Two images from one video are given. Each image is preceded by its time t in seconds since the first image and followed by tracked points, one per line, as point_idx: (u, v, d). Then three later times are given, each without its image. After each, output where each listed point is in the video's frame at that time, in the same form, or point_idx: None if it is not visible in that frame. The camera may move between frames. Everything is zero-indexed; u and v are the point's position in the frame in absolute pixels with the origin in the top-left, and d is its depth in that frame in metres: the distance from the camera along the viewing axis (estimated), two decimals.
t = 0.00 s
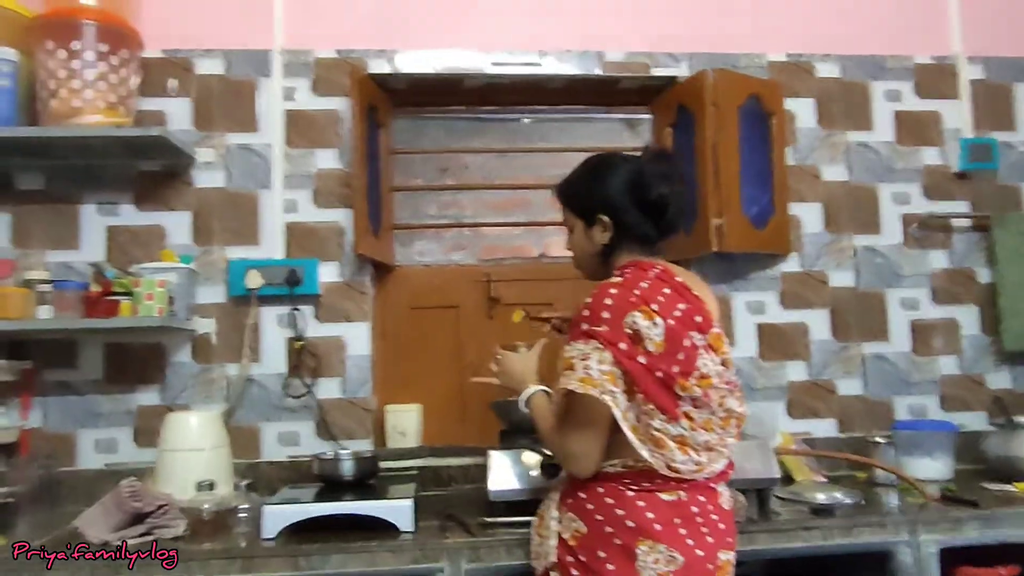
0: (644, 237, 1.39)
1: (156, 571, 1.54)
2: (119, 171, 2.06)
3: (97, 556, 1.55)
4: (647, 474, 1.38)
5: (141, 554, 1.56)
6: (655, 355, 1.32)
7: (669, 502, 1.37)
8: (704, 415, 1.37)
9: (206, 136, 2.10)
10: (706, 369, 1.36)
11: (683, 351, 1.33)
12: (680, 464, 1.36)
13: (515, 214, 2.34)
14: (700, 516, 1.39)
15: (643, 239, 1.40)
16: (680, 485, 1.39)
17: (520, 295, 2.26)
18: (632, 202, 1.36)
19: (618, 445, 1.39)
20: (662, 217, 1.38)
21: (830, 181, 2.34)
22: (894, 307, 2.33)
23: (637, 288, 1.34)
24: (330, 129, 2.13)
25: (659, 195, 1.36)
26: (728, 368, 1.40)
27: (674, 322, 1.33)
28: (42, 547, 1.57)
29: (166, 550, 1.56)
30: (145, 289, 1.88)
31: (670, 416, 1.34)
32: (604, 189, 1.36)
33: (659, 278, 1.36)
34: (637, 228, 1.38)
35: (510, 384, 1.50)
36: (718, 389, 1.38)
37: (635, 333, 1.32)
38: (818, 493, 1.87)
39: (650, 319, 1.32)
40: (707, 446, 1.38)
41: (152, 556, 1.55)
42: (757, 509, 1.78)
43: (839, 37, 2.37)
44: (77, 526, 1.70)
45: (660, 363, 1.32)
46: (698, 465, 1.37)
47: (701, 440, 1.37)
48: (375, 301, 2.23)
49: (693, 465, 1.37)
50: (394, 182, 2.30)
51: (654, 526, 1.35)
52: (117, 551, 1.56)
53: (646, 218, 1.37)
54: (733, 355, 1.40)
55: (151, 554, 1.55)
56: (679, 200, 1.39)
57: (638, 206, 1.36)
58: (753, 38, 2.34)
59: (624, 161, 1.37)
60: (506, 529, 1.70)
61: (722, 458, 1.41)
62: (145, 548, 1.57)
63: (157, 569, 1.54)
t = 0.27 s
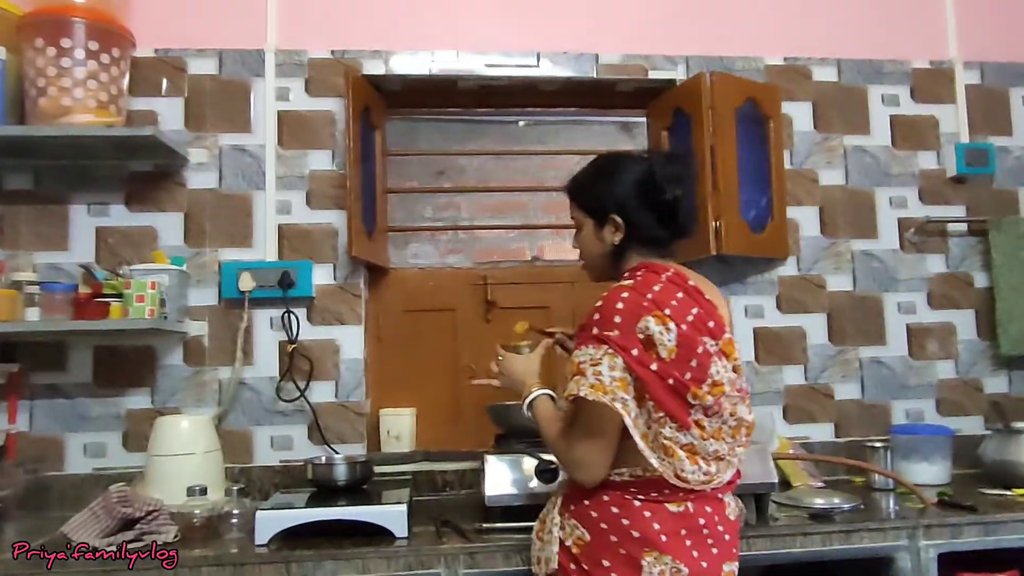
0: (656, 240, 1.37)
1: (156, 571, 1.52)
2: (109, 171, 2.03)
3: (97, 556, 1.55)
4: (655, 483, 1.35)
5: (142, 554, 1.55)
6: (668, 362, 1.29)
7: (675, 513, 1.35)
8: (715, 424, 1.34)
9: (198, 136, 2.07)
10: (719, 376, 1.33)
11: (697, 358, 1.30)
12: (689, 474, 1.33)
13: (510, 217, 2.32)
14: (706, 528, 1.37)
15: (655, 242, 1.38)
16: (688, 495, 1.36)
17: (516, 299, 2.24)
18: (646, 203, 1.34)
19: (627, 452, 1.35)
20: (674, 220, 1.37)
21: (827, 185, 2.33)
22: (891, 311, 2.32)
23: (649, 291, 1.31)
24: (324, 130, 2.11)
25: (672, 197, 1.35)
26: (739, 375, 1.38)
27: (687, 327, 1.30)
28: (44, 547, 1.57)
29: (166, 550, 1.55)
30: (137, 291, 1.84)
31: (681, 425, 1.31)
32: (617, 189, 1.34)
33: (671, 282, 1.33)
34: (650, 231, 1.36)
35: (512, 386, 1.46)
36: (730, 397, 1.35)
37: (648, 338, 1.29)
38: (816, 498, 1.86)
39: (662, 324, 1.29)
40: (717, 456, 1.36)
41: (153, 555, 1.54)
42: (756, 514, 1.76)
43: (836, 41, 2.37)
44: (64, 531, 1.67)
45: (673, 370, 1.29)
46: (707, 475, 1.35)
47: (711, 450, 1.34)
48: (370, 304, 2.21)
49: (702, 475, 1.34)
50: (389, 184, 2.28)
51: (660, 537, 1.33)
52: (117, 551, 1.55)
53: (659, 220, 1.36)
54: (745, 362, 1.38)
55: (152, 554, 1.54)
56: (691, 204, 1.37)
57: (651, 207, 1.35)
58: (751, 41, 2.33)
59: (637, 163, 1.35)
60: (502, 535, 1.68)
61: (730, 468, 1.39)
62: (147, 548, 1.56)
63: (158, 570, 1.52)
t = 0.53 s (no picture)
0: (681, 239, 1.37)
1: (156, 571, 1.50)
2: (108, 169, 2.02)
3: (97, 556, 1.53)
4: (683, 484, 1.33)
5: (141, 555, 1.53)
6: (695, 355, 1.29)
7: (704, 519, 1.33)
8: (743, 419, 1.34)
9: (198, 135, 2.06)
10: (746, 371, 1.33)
11: (723, 351, 1.30)
12: (717, 470, 1.32)
13: (510, 218, 2.32)
14: (736, 534, 1.34)
15: (680, 242, 1.37)
16: (716, 496, 1.34)
17: (516, 300, 2.23)
18: (673, 203, 1.33)
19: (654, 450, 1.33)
20: (700, 219, 1.36)
21: (827, 187, 2.33)
22: (891, 313, 2.32)
23: (674, 284, 1.31)
24: (325, 129, 2.10)
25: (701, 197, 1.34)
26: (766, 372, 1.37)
27: (713, 320, 1.30)
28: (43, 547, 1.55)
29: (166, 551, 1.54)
30: (136, 290, 1.83)
31: (709, 420, 1.30)
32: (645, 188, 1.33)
33: (695, 275, 1.33)
34: (676, 231, 1.35)
35: (527, 386, 1.42)
36: (757, 393, 1.35)
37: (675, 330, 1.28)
38: (818, 500, 1.85)
39: (688, 316, 1.29)
40: (745, 453, 1.35)
41: (153, 556, 1.53)
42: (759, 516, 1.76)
43: (837, 44, 2.38)
44: (61, 532, 1.65)
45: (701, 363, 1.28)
46: (736, 472, 1.34)
47: (739, 446, 1.34)
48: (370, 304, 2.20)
49: (731, 472, 1.33)
50: (389, 184, 2.27)
51: (689, 545, 1.31)
52: (117, 552, 1.54)
53: (686, 220, 1.35)
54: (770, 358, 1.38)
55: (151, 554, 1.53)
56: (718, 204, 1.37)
57: (679, 207, 1.34)
58: (752, 44, 2.33)
59: (666, 162, 1.34)
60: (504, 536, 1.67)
61: (758, 465, 1.38)
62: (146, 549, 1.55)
63: (157, 570, 1.50)
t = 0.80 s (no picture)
0: (695, 237, 1.35)
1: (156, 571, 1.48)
2: (92, 166, 1.98)
3: (97, 555, 1.53)
4: (696, 493, 1.31)
5: (141, 555, 1.53)
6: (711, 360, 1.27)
7: (719, 528, 1.31)
8: (757, 426, 1.32)
9: (184, 132, 2.03)
10: (760, 377, 1.32)
11: (739, 356, 1.29)
12: (732, 478, 1.30)
13: (499, 219, 2.30)
14: (750, 541, 1.33)
15: (693, 239, 1.35)
16: (728, 504, 1.33)
17: (506, 300, 2.21)
18: (691, 200, 1.31)
19: (667, 459, 1.31)
20: (711, 216, 1.34)
21: (818, 188, 2.32)
22: (882, 315, 2.32)
23: (688, 287, 1.28)
24: (313, 127, 2.07)
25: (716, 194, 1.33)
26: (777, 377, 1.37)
27: (728, 325, 1.29)
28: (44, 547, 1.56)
29: (166, 552, 1.53)
30: (119, 289, 1.80)
31: (725, 426, 1.28)
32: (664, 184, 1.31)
33: (708, 277, 1.32)
34: (692, 229, 1.33)
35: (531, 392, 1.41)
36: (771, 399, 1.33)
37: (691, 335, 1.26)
38: (810, 502, 1.84)
39: (704, 320, 1.27)
40: (758, 459, 1.34)
41: (153, 556, 1.52)
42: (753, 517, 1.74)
43: (828, 45, 2.37)
44: (42, 537, 1.61)
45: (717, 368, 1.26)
46: (750, 479, 1.32)
47: (753, 453, 1.32)
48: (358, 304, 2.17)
49: (745, 479, 1.31)
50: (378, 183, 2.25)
51: (705, 556, 1.29)
52: (118, 551, 1.54)
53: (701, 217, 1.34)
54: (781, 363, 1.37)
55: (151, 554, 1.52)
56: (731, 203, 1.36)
57: (696, 203, 1.32)
58: (744, 44, 2.32)
59: (685, 158, 1.32)
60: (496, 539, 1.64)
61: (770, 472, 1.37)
62: (146, 549, 1.54)
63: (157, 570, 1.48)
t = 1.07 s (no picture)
0: (694, 227, 1.32)
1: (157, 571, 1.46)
2: (60, 161, 1.93)
3: (97, 556, 1.50)
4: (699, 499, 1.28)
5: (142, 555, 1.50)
6: (722, 362, 1.25)
7: (717, 531, 1.28)
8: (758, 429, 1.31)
9: (156, 127, 1.98)
10: (761, 379, 1.31)
11: (746, 358, 1.27)
12: (734, 482, 1.28)
13: (479, 216, 2.27)
14: (744, 542, 1.31)
15: (693, 230, 1.32)
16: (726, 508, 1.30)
17: (486, 298, 2.19)
18: (691, 187, 1.29)
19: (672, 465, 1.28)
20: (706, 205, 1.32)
21: (798, 185, 2.32)
22: (861, 311, 2.32)
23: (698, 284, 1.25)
24: (288, 122, 2.03)
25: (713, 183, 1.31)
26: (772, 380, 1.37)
27: (736, 325, 1.27)
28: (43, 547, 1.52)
29: (167, 552, 1.51)
30: (89, 286, 1.76)
31: (734, 430, 1.27)
32: (664, 170, 1.28)
33: (714, 274, 1.29)
34: (693, 218, 1.30)
35: (514, 391, 1.31)
36: (771, 401, 1.32)
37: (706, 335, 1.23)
38: (791, 499, 1.83)
39: (717, 320, 1.24)
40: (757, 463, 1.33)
41: (153, 557, 1.49)
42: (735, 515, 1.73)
43: (807, 41, 2.37)
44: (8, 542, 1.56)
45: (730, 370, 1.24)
46: (750, 483, 1.30)
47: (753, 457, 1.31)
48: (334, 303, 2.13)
49: (746, 484, 1.30)
50: (355, 179, 2.21)
51: (705, 561, 1.25)
52: (117, 552, 1.51)
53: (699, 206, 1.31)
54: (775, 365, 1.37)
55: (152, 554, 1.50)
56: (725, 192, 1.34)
57: (696, 191, 1.30)
58: (724, 40, 2.32)
59: (681, 144, 1.30)
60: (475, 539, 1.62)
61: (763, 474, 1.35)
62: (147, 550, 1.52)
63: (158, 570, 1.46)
